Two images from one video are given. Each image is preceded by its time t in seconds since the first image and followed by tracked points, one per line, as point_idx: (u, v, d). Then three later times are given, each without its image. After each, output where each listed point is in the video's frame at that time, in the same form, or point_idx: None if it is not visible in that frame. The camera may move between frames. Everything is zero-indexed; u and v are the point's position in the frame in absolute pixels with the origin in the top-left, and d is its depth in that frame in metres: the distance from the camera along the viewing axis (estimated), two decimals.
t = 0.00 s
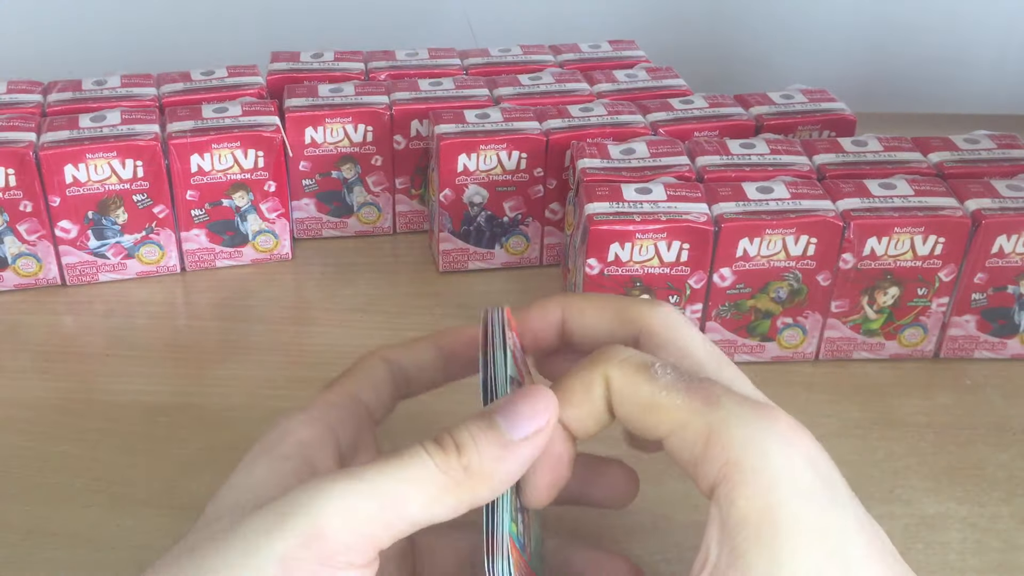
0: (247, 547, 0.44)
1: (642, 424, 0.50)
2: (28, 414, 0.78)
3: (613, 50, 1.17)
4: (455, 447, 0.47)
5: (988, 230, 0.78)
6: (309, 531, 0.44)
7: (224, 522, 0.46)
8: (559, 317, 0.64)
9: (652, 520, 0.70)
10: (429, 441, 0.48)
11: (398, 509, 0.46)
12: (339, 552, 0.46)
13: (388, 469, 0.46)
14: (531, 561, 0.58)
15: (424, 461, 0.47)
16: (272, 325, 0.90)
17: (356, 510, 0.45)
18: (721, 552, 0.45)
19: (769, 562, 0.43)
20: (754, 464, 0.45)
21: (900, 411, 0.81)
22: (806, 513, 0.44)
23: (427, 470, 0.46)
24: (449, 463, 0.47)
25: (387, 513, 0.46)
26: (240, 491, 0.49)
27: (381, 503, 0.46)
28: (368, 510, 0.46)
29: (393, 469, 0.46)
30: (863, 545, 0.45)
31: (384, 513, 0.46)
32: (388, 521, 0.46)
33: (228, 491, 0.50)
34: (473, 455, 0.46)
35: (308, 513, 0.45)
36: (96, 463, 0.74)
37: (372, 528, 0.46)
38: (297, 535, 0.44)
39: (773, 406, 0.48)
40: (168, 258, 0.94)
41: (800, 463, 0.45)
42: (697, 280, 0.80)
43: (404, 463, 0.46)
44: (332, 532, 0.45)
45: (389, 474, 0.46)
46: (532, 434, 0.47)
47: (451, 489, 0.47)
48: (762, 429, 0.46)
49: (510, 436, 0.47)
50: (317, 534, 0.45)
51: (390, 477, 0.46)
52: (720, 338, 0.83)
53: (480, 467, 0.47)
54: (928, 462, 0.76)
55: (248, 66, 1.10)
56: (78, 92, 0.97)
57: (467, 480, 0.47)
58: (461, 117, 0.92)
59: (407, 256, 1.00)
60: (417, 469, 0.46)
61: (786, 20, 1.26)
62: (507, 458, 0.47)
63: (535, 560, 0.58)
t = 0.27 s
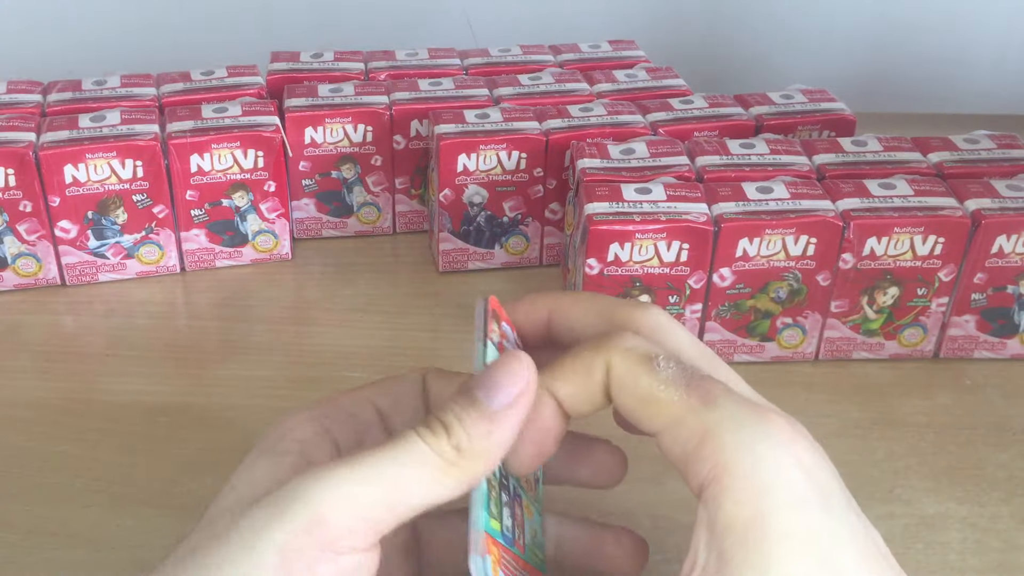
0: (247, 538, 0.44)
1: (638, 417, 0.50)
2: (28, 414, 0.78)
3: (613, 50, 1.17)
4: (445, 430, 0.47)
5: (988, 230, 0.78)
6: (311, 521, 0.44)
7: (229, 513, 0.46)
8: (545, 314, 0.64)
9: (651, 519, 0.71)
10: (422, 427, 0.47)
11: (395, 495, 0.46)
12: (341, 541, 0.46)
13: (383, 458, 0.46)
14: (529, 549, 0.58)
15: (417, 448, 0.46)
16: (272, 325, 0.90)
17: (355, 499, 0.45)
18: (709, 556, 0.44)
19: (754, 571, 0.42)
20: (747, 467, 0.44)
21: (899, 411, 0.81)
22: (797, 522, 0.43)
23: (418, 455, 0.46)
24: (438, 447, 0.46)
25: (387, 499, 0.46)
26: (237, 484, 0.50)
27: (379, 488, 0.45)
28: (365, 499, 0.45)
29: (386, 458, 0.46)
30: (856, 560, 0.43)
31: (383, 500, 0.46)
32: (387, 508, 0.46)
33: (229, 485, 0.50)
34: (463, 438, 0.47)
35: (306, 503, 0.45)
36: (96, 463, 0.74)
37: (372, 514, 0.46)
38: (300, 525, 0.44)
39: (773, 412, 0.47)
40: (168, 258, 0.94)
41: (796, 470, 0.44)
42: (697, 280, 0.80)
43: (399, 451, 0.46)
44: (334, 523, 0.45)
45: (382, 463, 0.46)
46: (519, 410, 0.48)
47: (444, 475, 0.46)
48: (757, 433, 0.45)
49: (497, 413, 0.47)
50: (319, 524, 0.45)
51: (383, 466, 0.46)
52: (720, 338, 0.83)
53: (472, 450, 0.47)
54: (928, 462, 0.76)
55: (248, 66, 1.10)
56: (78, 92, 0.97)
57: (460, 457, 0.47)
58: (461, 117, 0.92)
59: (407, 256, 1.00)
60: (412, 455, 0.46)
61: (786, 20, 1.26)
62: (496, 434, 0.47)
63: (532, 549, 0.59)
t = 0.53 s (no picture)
0: (243, 489, 0.46)
1: (655, 387, 0.51)
2: (28, 414, 0.78)
3: (613, 50, 1.17)
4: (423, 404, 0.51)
5: (988, 230, 0.78)
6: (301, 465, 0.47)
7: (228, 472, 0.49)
8: (585, 284, 0.66)
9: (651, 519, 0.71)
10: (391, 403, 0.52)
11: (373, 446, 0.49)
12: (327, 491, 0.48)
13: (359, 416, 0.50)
14: (549, 511, 0.57)
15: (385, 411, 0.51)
16: (272, 325, 0.90)
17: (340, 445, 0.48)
18: (709, 530, 0.44)
19: (752, 553, 0.42)
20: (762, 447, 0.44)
21: (899, 411, 0.81)
22: (801, 510, 0.43)
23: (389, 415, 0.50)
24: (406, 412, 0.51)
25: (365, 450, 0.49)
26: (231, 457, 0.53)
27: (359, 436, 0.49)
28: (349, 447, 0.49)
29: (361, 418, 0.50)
30: (858, 550, 0.43)
31: (362, 446, 0.49)
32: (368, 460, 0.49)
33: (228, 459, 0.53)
34: (427, 400, 0.51)
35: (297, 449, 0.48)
36: (96, 463, 0.74)
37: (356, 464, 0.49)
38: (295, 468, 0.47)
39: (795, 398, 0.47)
40: (168, 258, 0.94)
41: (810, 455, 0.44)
42: (697, 280, 0.80)
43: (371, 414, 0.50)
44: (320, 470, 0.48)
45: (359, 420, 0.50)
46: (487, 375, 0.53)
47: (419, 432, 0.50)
48: (774, 416, 0.45)
49: (460, 376, 0.52)
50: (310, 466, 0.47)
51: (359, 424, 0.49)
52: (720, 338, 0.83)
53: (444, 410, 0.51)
54: (928, 462, 0.76)
55: (248, 66, 1.10)
56: (78, 92, 0.97)
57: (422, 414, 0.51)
58: (461, 117, 0.92)
59: (407, 256, 1.00)
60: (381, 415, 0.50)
61: (786, 19, 1.26)
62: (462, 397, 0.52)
63: (552, 510, 0.58)
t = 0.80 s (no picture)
0: (227, 467, 0.49)
1: (693, 351, 0.54)
2: (28, 414, 0.78)
3: (613, 50, 1.17)
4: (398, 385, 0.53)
5: (988, 230, 0.78)
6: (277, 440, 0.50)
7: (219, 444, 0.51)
8: (597, 264, 0.67)
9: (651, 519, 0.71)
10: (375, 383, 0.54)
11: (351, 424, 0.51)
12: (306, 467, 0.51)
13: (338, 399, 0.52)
14: (562, 483, 0.57)
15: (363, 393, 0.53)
16: (272, 325, 0.90)
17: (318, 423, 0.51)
18: (724, 503, 0.46)
19: (767, 518, 0.44)
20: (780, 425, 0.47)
21: (899, 411, 0.81)
22: (814, 485, 0.45)
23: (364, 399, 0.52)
24: (384, 399, 0.52)
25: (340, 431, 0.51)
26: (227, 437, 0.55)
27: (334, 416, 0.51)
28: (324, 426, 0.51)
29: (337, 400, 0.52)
30: (867, 538, 0.45)
31: (339, 426, 0.51)
32: (344, 440, 0.51)
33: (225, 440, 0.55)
34: (405, 381, 0.53)
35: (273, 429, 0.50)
36: (96, 462, 0.74)
37: (332, 444, 0.51)
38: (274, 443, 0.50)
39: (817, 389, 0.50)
40: (168, 258, 0.94)
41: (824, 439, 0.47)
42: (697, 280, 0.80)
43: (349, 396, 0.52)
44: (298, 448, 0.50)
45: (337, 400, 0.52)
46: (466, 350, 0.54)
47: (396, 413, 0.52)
48: (795, 396, 0.48)
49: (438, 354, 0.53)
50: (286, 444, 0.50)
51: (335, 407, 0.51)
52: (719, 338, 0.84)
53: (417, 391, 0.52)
54: (928, 462, 0.76)
55: (248, 66, 1.10)
56: (78, 92, 0.97)
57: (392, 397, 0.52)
58: (461, 117, 0.92)
59: (407, 256, 1.00)
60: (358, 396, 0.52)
61: (786, 19, 1.26)
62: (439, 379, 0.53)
63: (566, 481, 0.57)
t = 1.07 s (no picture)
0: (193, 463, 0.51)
1: (689, 363, 0.53)
2: (28, 414, 0.78)
3: (613, 50, 1.17)
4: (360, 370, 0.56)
5: (988, 230, 0.78)
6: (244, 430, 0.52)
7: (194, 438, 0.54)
8: (622, 252, 0.67)
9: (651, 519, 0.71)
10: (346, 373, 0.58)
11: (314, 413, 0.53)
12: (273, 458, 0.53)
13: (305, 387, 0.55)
14: (543, 454, 0.60)
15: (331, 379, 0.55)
16: (272, 325, 0.90)
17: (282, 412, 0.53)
18: (733, 505, 0.46)
19: (779, 524, 0.44)
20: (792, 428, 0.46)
21: (899, 411, 0.81)
22: (826, 489, 0.45)
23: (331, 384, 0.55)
24: (350, 381, 0.55)
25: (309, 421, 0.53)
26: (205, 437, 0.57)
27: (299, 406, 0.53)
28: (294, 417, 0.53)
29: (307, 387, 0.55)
30: (880, 538, 0.45)
31: (304, 416, 0.53)
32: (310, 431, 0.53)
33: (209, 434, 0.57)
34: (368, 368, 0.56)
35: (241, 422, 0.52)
36: (97, 463, 0.74)
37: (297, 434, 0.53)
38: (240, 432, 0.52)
39: (827, 384, 0.49)
40: (168, 258, 0.94)
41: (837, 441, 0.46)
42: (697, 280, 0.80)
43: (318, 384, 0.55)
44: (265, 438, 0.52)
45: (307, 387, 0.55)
46: (423, 331, 0.57)
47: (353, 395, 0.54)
48: (807, 396, 0.47)
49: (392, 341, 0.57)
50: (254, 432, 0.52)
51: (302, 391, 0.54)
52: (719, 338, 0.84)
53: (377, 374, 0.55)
54: (928, 462, 0.76)
55: (247, 66, 1.10)
56: (78, 92, 0.97)
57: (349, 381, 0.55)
58: (461, 117, 0.92)
59: (407, 256, 1.00)
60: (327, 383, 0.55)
61: (786, 19, 1.26)
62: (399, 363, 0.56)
63: (548, 453, 0.60)
